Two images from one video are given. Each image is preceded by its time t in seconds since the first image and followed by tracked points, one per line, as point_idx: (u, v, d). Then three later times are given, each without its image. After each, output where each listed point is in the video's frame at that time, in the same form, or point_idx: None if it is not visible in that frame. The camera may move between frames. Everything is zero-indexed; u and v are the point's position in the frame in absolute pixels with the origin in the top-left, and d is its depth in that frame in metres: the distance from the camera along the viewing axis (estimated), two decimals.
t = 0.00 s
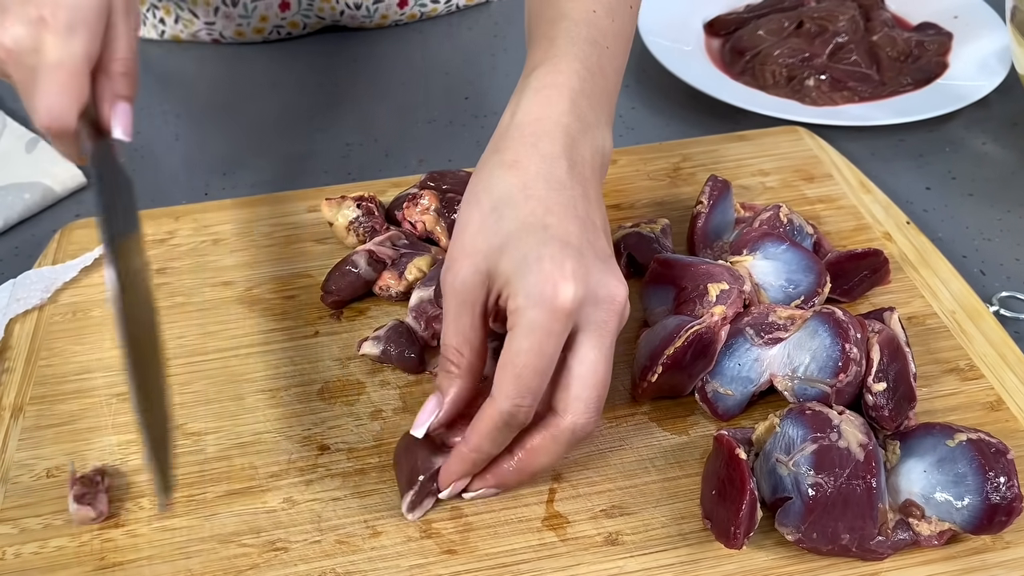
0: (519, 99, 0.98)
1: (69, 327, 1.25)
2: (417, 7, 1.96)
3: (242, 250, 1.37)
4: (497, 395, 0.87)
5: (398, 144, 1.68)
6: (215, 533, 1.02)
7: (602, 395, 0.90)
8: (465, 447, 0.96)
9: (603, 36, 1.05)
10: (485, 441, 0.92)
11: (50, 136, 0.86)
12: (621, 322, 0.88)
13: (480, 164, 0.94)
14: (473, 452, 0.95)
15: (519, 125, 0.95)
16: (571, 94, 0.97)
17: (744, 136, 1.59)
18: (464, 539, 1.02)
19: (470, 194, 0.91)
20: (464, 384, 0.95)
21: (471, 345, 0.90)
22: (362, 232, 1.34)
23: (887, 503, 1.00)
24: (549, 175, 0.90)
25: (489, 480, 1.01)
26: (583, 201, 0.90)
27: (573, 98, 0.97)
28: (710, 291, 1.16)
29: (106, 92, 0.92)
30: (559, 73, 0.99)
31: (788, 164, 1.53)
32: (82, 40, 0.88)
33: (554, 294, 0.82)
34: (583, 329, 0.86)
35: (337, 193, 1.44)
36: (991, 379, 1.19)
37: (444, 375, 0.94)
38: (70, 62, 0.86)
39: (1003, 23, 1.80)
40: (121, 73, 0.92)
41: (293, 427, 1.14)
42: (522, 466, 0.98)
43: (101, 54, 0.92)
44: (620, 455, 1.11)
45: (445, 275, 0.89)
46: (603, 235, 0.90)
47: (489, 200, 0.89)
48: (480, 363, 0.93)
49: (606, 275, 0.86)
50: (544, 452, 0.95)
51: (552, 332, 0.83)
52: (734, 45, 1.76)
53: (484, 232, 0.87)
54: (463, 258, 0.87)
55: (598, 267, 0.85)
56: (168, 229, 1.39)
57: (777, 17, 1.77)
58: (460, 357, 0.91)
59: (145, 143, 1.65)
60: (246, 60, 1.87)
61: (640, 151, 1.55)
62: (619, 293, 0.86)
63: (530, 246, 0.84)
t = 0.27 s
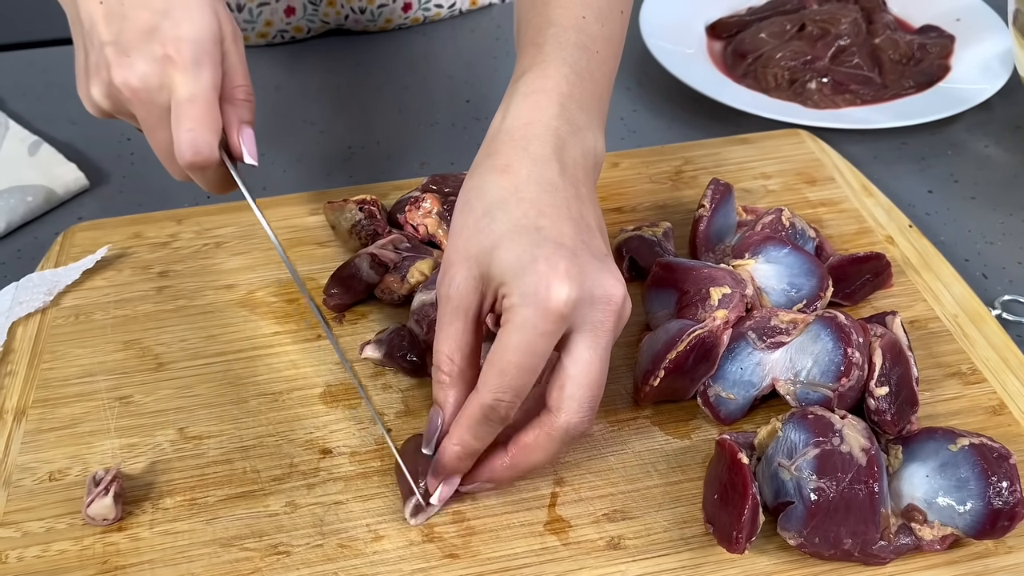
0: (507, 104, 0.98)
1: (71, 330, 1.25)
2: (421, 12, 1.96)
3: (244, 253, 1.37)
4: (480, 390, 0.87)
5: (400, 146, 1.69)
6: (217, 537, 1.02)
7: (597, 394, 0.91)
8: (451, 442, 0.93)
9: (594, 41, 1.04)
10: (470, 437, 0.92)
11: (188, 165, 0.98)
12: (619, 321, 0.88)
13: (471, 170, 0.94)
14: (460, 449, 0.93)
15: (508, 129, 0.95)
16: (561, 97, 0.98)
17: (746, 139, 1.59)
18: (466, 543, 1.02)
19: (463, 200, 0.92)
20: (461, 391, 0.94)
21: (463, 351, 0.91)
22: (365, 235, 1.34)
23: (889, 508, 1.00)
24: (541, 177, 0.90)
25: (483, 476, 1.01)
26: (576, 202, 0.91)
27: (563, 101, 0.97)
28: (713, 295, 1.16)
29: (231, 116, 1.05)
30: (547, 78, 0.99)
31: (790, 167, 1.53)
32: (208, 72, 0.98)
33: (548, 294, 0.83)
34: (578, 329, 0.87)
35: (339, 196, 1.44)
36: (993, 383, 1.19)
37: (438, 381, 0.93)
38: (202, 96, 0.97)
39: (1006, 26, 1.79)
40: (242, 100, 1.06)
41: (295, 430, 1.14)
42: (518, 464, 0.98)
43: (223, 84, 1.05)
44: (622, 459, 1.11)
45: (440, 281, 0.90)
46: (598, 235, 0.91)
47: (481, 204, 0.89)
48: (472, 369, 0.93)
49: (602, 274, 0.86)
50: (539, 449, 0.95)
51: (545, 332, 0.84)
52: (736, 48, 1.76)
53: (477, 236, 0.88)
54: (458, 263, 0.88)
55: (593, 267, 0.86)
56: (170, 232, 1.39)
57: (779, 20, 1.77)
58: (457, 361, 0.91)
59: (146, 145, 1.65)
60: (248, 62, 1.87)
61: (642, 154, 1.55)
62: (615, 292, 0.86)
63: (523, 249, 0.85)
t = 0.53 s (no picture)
0: (510, 106, 0.98)
1: (75, 331, 1.25)
2: (425, 14, 1.96)
3: (248, 253, 1.37)
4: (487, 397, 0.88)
5: (403, 147, 1.69)
6: (222, 537, 1.02)
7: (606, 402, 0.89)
8: (460, 447, 0.96)
9: (597, 42, 1.04)
10: (478, 441, 0.93)
11: (216, 176, 1.00)
12: (627, 328, 0.87)
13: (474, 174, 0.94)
14: (467, 450, 0.95)
15: (511, 132, 0.94)
16: (564, 100, 0.97)
17: (750, 140, 1.59)
18: (470, 543, 1.02)
19: (466, 205, 0.91)
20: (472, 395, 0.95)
21: (472, 358, 0.91)
22: (369, 235, 1.35)
23: (894, 510, 1.00)
24: (544, 181, 0.89)
25: (493, 479, 1.01)
26: (582, 206, 0.89)
27: (565, 103, 0.97)
28: (717, 295, 1.16)
29: (255, 129, 1.08)
30: (550, 80, 0.99)
31: (794, 167, 1.53)
32: (237, 85, 1.01)
33: (554, 303, 0.82)
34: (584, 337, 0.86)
35: (342, 197, 1.44)
36: (998, 384, 1.18)
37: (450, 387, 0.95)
38: (233, 108, 0.99)
39: (1010, 27, 1.79)
40: (265, 113, 1.10)
41: (300, 430, 1.14)
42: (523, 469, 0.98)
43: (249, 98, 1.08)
44: (627, 460, 1.11)
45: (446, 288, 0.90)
46: (605, 238, 0.89)
47: (485, 210, 0.88)
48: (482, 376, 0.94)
49: (609, 280, 0.85)
50: (545, 456, 0.95)
51: (551, 342, 0.83)
52: (740, 48, 1.76)
53: (481, 242, 0.87)
54: (463, 270, 0.88)
55: (600, 273, 0.84)
56: (174, 232, 1.39)
57: (783, 20, 1.77)
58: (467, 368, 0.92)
59: (150, 146, 1.65)
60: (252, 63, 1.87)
61: (646, 155, 1.54)
62: (623, 299, 0.85)
63: (528, 256, 0.84)
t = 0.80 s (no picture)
0: (507, 107, 0.96)
1: (75, 331, 1.25)
2: (427, 14, 1.96)
3: (249, 253, 1.37)
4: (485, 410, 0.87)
5: (405, 147, 1.68)
6: (222, 539, 1.01)
7: (605, 413, 0.89)
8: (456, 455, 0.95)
9: (597, 41, 1.03)
10: (473, 450, 0.92)
11: (237, 196, 1.00)
12: (625, 339, 0.86)
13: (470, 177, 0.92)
14: (462, 458, 0.94)
15: (506, 133, 0.92)
16: (562, 99, 0.95)
17: (753, 140, 1.58)
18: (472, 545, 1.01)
19: (462, 211, 0.90)
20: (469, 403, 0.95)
21: (472, 368, 0.91)
22: (371, 235, 1.34)
23: (898, 511, 0.99)
24: (541, 186, 0.87)
25: (489, 484, 1.01)
26: (580, 211, 0.87)
27: (562, 103, 0.95)
28: (720, 296, 1.16)
29: (276, 149, 1.08)
30: (548, 79, 0.97)
31: (797, 167, 1.53)
32: (263, 106, 1.01)
33: (548, 317, 0.80)
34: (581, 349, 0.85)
35: (344, 197, 1.44)
36: (1002, 385, 1.18)
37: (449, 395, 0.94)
38: (258, 128, 0.99)
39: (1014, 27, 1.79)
40: (286, 133, 1.10)
41: (301, 431, 1.13)
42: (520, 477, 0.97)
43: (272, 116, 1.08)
44: (629, 461, 1.10)
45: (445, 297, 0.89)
46: (603, 244, 0.87)
47: (480, 217, 0.87)
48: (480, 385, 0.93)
49: (606, 290, 0.83)
50: (542, 463, 0.94)
51: (547, 355, 0.82)
52: (742, 48, 1.75)
53: (478, 252, 0.85)
54: (461, 279, 0.87)
55: (598, 283, 0.82)
56: (175, 232, 1.39)
57: (785, 20, 1.77)
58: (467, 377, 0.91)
59: (151, 146, 1.65)
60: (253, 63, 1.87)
61: (648, 155, 1.54)
62: (621, 311, 0.83)
63: (525, 267, 0.82)
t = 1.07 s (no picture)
0: (509, 110, 0.95)
1: (77, 332, 1.25)
2: (429, 16, 1.96)
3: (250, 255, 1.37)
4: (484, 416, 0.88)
5: (407, 149, 1.68)
6: (224, 541, 1.02)
7: (606, 423, 0.89)
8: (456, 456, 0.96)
9: (599, 42, 1.03)
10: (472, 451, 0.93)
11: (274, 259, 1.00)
12: (626, 349, 0.86)
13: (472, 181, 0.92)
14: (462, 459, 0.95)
15: (508, 136, 0.92)
16: (564, 101, 0.95)
17: (754, 142, 1.58)
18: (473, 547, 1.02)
19: (464, 218, 0.90)
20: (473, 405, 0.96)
21: (481, 375, 0.92)
22: (372, 237, 1.34)
23: (899, 514, 1.00)
24: (543, 192, 0.86)
25: (488, 486, 1.02)
26: (583, 217, 0.87)
27: (564, 104, 0.94)
28: (721, 299, 1.16)
29: (312, 206, 1.11)
30: (551, 80, 0.97)
31: (798, 170, 1.53)
32: (300, 166, 1.00)
33: (549, 327, 0.81)
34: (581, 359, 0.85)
35: (345, 199, 1.44)
36: (1003, 388, 1.18)
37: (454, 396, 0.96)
38: (295, 190, 0.98)
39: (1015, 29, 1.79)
40: (320, 185, 1.11)
41: (302, 433, 1.13)
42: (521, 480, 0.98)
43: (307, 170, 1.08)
44: (630, 463, 1.10)
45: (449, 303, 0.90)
46: (606, 250, 0.86)
47: (483, 224, 0.87)
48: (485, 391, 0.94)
49: (608, 300, 0.83)
50: (542, 470, 0.95)
51: (546, 365, 0.83)
52: (743, 50, 1.76)
53: (481, 259, 0.85)
54: (465, 286, 0.88)
55: (599, 293, 0.82)
56: (177, 234, 1.39)
57: (787, 22, 1.77)
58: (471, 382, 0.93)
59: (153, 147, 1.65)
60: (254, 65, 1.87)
61: (649, 157, 1.54)
62: (623, 320, 0.83)
63: (526, 276, 0.82)
